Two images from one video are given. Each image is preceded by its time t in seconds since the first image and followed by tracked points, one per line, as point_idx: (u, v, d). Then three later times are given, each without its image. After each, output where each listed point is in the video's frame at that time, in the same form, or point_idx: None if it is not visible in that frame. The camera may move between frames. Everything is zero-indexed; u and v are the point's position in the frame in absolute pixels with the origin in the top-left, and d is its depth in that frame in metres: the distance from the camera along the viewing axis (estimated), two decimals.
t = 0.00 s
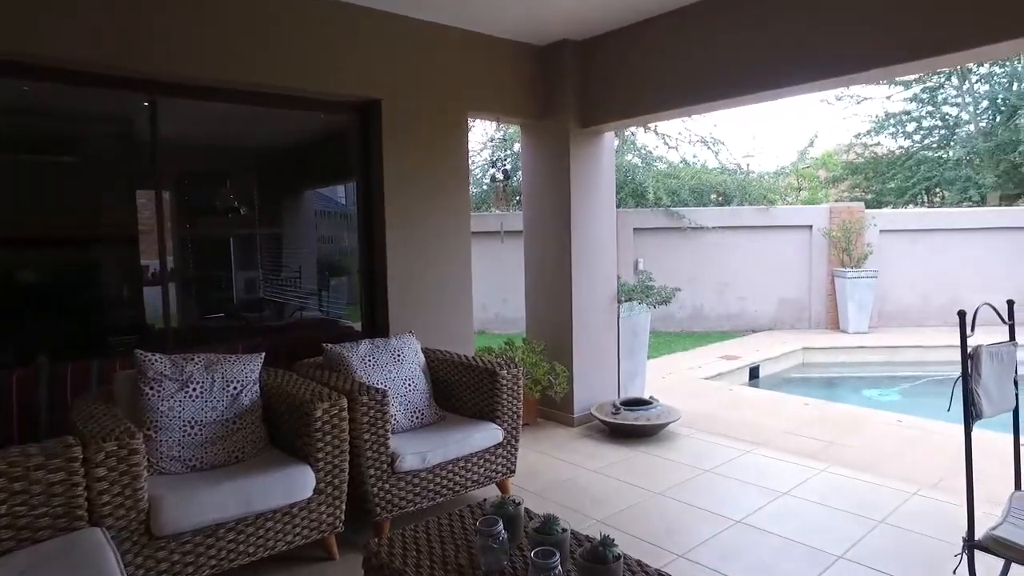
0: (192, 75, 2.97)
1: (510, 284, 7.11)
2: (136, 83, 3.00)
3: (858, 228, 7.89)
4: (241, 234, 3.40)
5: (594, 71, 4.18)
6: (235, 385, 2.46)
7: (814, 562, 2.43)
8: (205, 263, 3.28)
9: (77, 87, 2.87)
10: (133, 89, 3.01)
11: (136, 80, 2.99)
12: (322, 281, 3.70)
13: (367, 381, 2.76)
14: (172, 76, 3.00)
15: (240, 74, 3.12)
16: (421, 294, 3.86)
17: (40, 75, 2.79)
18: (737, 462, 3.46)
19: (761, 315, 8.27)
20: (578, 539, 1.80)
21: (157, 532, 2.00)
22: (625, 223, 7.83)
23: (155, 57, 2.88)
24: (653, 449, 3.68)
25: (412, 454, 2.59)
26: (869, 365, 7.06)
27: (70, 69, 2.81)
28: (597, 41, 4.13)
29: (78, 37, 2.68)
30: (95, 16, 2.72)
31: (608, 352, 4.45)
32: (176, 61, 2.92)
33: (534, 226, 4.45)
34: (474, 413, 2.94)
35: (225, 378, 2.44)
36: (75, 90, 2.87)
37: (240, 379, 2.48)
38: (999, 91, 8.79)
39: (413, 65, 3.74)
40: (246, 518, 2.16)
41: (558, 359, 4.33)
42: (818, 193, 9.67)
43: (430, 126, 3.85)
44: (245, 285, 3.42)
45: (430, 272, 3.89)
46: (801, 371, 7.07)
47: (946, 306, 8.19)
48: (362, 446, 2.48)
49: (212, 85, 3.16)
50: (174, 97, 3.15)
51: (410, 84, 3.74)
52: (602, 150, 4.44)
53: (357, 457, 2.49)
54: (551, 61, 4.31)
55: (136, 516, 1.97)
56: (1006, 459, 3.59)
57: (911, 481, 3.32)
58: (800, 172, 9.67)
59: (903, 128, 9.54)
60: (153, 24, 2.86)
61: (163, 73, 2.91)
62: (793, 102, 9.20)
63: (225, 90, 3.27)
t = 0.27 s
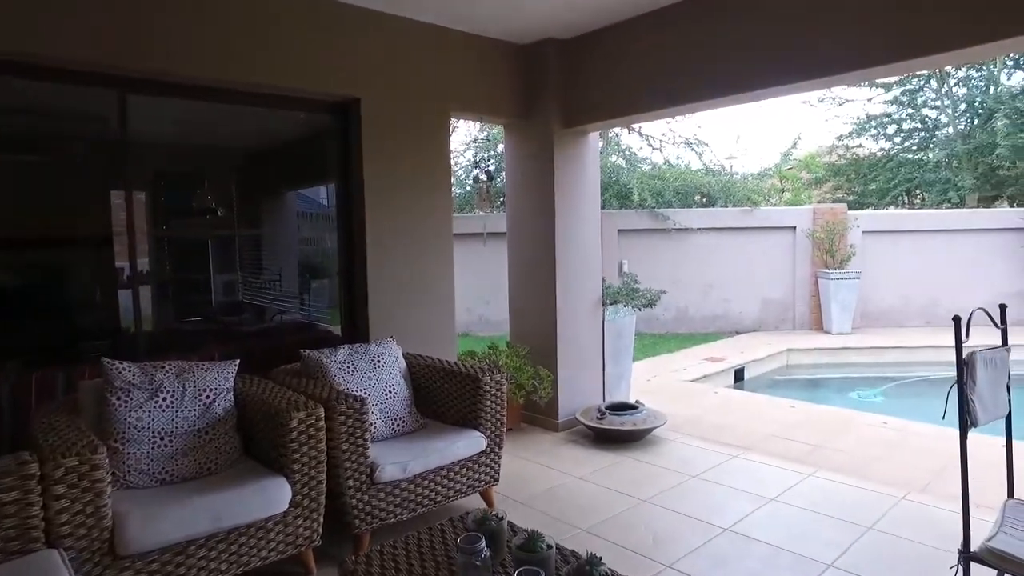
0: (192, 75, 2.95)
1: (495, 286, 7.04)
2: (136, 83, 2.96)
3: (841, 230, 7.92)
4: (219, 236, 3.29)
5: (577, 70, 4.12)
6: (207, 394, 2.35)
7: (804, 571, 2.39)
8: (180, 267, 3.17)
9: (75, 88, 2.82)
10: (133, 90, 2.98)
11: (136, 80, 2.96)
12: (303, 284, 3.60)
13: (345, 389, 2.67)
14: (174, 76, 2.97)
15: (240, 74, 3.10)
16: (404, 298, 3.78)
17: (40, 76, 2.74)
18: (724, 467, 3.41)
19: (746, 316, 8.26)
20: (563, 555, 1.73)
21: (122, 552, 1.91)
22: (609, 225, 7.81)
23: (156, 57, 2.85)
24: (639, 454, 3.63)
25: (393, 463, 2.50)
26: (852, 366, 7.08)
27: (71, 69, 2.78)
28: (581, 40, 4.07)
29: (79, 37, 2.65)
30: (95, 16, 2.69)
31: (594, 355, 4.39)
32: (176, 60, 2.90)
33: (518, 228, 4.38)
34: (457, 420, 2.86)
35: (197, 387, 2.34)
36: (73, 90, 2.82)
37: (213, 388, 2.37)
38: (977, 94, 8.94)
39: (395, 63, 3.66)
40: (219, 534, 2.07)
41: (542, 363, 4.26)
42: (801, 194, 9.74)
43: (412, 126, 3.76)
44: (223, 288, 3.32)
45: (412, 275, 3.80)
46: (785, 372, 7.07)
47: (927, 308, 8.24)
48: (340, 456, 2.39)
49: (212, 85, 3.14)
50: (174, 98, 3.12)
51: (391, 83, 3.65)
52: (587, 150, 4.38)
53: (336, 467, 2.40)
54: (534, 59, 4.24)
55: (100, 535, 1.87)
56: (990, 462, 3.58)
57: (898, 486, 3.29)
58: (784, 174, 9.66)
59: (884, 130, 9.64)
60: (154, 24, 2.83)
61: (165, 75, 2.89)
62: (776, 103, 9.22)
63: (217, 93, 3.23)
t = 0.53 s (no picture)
0: (192, 76, 2.91)
1: (475, 288, 6.96)
2: (136, 83, 2.93)
3: (820, 231, 7.93)
4: (191, 240, 3.17)
5: (557, 69, 4.05)
6: (172, 406, 2.23)
7: None
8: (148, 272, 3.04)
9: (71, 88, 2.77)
10: (117, 88, 2.90)
11: (136, 80, 2.92)
12: (277, 289, 3.48)
13: (319, 398, 2.57)
14: (173, 76, 2.94)
15: (241, 74, 3.08)
16: (381, 302, 3.67)
17: (39, 76, 2.70)
18: (709, 474, 3.36)
19: (727, 317, 8.25)
20: (546, 575, 1.65)
21: None
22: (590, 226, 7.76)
23: (156, 57, 2.81)
24: (623, 460, 3.56)
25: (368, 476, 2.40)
26: (832, 367, 7.08)
27: (72, 69, 2.73)
28: (562, 40, 4.00)
29: (79, 37, 2.61)
30: (95, 16, 2.65)
31: (575, 360, 4.32)
32: (177, 60, 2.87)
33: (498, 230, 4.30)
34: (436, 429, 2.77)
35: (161, 399, 2.21)
36: (70, 89, 2.78)
37: (178, 399, 2.25)
38: (951, 97, 9.08)
39: (373, 61, 3.56)
40: (182, 557, 1.95)
41: (523, 368, 4.18)
42: (782, 195, 9.77)
43: (389, 126, 3.65)
44: (195, 293, 3.19)
45: (389, 279, 3.69)
46: (767, 374, 7.06)
47: (905, 309, 8.29)
48: (313, 470, 2.29)
49: (212, 86, 3.11)
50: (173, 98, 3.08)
51: (368, 81, 3.54)
52: (567, 151, 4.31)
53: (308, 481, 2.30)
54: (514, 59, 4.17)
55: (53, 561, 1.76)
56: (971, 465, 3.56)
57: (882, 490, 3.26)
58: (763, 176, 9.67)
59: (862, 132, 9.72)
60: (154, 24, 2.79)
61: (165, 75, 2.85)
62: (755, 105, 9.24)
63: (200, 94, 3.15)
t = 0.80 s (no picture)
0: (192, 76, 2.90)
1: (454, 288, 6.89)
2: (136, 83, 2.92)
3: (800, 231, 7.96)
4: (165, 241, 3.07)
5: (537, 68, 3.99)
6: (136, 413, 2.13)
7: None
8: (116, 273, 2.92)
9: (56, 85, 2.72)
10: (84, 82, 2.79)
11: (136, 80, 2.91)
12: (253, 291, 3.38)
13: (292, 404, 2.48)
14: (175, 76, 2.93)
15: (241, 75, 3.07)
16: (358, 304, 3.58)
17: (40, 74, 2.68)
18: (691, 477, 3.31)
19: (707, 318, 8.24)
20: None
21: None
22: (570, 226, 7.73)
23: (156, 58, 2.80)
24: (605, 464, 3.51)
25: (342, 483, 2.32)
26: (812, 367, 7.10)
27: (72, 67, 2.72)
28: (541, 38, 3.95)
29: (81, 37, 2.60)
30: (95, 16, 2.63)
31: (556, 362, 4.26)
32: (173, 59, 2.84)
33: (477, 230, 4.23)
34: (414, 435, 2.70)
35: (124, 406, 2.11)
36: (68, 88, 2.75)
37: (143, 406, 2.15)
38: (926, 99, 9.17)
39: (349, 57, 3.47)
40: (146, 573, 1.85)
41: (503, 370, 4.11)
42: (761, 194, 9.79)
43: (365, 124, 3.56)
44: (167, 295, 3.09)
45: (366, 281, 3.60)
46: (747, 374, 7.05)
47: (883, 309, 8.35)
48: (285, 479, 2.21)
49: (212, 85, 3.10)
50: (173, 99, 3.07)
51: (346, 78, 3.45)
52: (548, 150, 4.25)
53: (280, 490, 2.22)
54: (494, 57, 4.10)
55: None
56: (951, 465, 3.56)
57: (864, 492, 3.24)
58: (743, 176, 9.70)
59: (839, 134, 9.82)
60: (154, 25, 2.78)
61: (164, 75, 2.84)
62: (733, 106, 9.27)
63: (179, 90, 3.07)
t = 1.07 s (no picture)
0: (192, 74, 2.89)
1: (436, 288, 6.81)
2: (134, 81, 2.91)
3: (780, 230, 7.99)
4: (137, 240, 2.98)
5: (518, 65, 3.94)
6: (99, 418, 2.04)
7: None
8: (85, 272, 2.83)
9: (22, 79, 2.62)
10: (50, 75, 2.69)
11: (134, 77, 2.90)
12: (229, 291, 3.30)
13: (264, 409, 2.40)
14: (174, 74, 2.92)
15: (240, 74, 3.07)
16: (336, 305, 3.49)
17: (39, 71, 2.66)
18: (674, 478, 3.28)
19: (689, 317, 8.24)
20: None
21: None
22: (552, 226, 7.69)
23: (156, 58, 2.80)
24: (587, 465, 3.46)
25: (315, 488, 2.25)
26: (792, 365, 7.13)
27: (71, 63, 2.70)
28: (522, 35, 3.90)
29: (82, 36, 2.58)
30: (95, 17, 2.62)
31: (537, 363, 4.21)
32: (155, 53, 2.78)
33: (457, 230, 4.17)
34: (391, 438, 2.63)
35: (86, 412, 2.03)
36: (55, 83, 2.70)
37: (107, 410, 2.07)
38: (902, 100, 9.26)
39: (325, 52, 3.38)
40: None
41: (484, 371, 4.05)
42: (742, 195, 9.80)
43: (340, 122, 3.47)
44: (141, 296, 2.99)
45: (344, 281, 3.52)
46: (729, 373, 7.05)
47: (861, 308, 8.40)
48: (256, 485, 2.13)
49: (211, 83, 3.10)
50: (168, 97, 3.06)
51: (322, 73, 3.37)
52: (528, 148, 4.19)
53: (251, 497, 2.14)
54: (474, 54, 4.05)
55: None
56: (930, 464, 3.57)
57: (845, 491, 3.23)
58: (724, 175, 9.69)
59: (818, 134, 9.89)
60: (154, 25, 2.77)
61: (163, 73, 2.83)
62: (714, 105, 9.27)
63: (155, 85, 2.99)
